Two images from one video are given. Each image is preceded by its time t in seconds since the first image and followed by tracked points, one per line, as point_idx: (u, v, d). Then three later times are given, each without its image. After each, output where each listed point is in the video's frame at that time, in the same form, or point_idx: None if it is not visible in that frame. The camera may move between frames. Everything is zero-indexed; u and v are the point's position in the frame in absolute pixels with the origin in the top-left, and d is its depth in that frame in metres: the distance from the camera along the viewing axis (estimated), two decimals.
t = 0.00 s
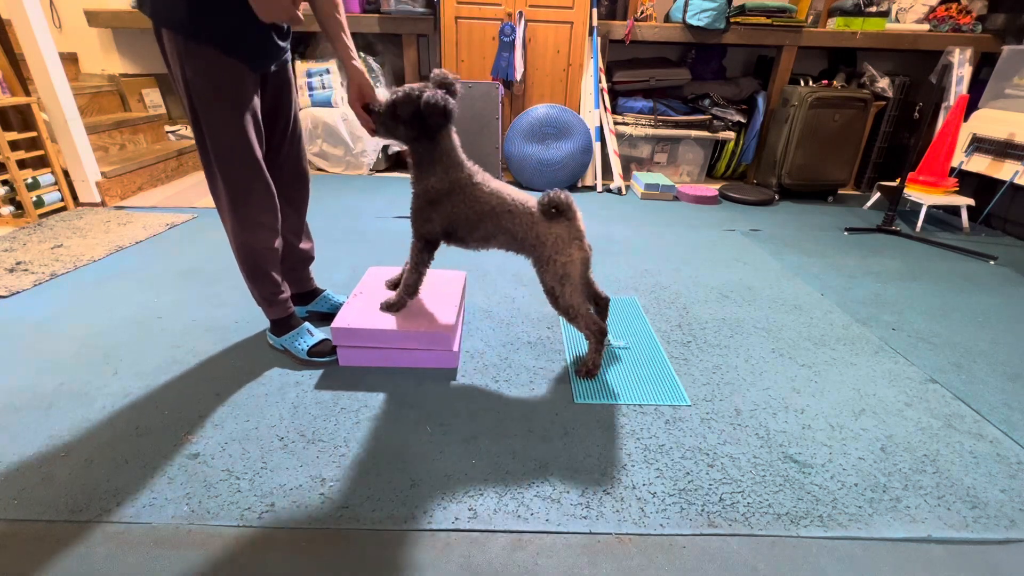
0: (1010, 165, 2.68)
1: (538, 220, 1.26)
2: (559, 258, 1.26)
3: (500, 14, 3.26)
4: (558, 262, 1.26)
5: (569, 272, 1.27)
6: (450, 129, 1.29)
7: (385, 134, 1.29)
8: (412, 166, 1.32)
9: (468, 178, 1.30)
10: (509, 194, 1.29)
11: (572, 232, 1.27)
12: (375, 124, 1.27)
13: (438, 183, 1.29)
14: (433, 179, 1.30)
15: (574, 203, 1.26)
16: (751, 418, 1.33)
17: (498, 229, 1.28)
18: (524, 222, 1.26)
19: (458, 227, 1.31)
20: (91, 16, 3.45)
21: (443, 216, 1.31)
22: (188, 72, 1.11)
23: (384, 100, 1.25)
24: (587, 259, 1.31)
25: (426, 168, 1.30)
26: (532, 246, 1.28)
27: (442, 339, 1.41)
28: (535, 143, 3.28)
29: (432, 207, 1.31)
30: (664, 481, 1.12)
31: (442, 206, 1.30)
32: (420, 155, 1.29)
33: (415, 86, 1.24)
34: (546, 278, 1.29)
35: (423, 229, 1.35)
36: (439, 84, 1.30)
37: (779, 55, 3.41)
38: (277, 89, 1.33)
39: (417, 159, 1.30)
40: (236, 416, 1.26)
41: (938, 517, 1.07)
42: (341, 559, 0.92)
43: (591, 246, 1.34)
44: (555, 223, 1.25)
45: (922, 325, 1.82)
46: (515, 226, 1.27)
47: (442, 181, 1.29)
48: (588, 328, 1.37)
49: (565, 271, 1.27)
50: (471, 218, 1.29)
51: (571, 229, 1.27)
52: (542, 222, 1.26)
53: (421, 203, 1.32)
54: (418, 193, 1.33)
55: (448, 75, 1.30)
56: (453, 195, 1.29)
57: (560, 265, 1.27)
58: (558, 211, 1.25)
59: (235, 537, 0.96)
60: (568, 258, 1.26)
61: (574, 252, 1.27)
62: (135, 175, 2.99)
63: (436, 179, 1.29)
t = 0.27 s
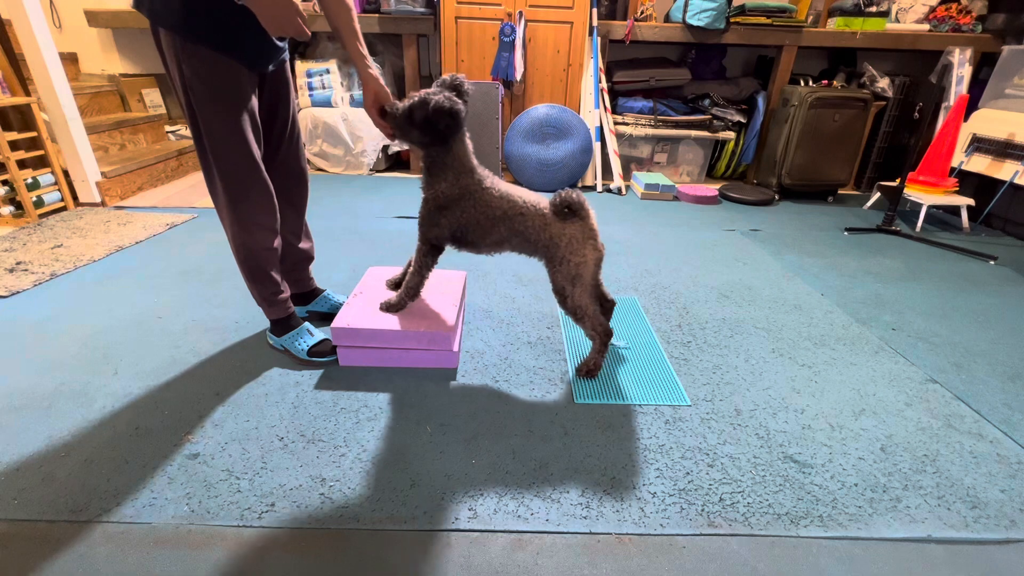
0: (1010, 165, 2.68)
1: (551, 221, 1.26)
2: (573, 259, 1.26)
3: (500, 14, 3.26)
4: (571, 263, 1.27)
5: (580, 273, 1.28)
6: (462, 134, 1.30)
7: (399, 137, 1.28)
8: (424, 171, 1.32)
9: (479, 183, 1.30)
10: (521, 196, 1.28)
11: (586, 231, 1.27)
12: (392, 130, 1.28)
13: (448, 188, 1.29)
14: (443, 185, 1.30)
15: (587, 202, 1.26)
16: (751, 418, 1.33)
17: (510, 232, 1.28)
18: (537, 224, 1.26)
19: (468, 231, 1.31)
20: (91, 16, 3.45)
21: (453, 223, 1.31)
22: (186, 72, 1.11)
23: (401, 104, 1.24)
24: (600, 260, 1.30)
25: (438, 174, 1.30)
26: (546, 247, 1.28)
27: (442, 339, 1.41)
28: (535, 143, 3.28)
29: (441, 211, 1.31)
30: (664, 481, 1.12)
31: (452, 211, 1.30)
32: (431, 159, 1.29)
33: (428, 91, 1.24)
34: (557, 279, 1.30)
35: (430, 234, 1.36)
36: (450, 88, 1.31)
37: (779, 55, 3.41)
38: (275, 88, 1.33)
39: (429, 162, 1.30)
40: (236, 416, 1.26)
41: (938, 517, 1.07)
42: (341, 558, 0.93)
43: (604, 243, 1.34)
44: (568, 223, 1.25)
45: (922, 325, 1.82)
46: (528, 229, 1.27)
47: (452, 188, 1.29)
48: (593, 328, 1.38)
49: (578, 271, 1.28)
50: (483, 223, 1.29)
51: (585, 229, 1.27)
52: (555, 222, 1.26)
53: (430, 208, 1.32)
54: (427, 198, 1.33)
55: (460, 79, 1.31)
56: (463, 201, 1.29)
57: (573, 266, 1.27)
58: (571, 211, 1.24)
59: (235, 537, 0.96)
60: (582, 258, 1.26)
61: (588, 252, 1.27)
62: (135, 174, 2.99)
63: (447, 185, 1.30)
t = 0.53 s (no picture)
0: (1010, 165, 2.68)
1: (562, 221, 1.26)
2: (583, 261, 1.25)
3: (500, 14, 3.26)
4: (581, 264, 1.26)
5: (590, 275, 1.27)
6: (475, 137, 1.30)
7: (411, 138, 1.28)
8: (435, 173, 1.33)
9: (487, 187, 1.30)
10: (531, 199, 1.29)
11: (596, 232, 1.27)
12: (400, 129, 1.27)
13: (457, 192, 1.30)
14: (452, 188, 1.31)
15: (597, 204, 1.26)
16: (751, 418, 1.33)
17: (520, 235, 1.28)
18: (546, 226, 1.26)
19: (477, 234, 1.31)
20: (91, 16, 3.45)
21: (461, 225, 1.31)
22: (185, 73, 1.11)
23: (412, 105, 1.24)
24: (610, 263, 1.30)
25: (448, 177, 1.31)
26: (555, 249, 1.27)
27: (442, 339, 1.40)
28: (535, 143, 3.28)
29: (449, 215, 1.31)
30: (664, 481, 1.12)
31: (460, 215, 1.30)
32: (442, 162, 1.30)
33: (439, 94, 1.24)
34: (566, 280, 1.29)
35: (437, 237, 1.36)
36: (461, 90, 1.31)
37: (779, 55, 3.41)
38: (274, 88, 1.33)
39: (439, 163, 1.31)
40: (236, 416, 1.26)
41: (938, 517, 1.07)
42: (342, 558, 0.93)
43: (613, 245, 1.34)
44: (578, 224, 1.25)
45: (922, 324, 1.82)
46: (537, 231, 1.27)
47: (457, 190, 1.30)
48: (599, 331, 1.37)
49: (588, 273, 1.27)
50: (491, 226, 1.29)
51: (595, 230, 1.27)
52: (565, 224, 1.26)
53: (438, 211, 1.33)
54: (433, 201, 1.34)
55: (471, 81, 1.31)
56: (471, 205, 1.29)
57: (584, 267, 1.26)
58: (582, 212, 1.25)
59: (235, 537, 0.96)
60: (592, 261, 1.26)
61: (598, 254, 1.27)
62: (135, 174, 2.99)
63: (456, 188, 1.30)
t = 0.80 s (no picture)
0: (1010, 165, 2.68)
1: (556, 220, 1.26)
2: (579, 260, 1.25)
3: (500, 14, 3.25)
4: (577, 263, 1.25)
5: (587, 274, 1.26)
6: (462, 134, 1.30)
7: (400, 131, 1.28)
8: (427, 174, 1.32)
9: (482, 186, 1.30)
10: (525, 198, 1.29)
11: (591, 231, 1.27)
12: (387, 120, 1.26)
13: (452, 193, 1.29)
14: (447, 189, 1.30)
15: (591, 203, 1.27)
16: (751, 418, 1.33)
17: (517, 235, 1.29)
18: (541, 225, 1.26)
19: (475, 234, 1.31)
20: (91, 16, 3.45)
21: (458, 226, 1.31)
22: (183, 73, 1.11)
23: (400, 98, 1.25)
24: (606, 261, 1.30)
25: (441, 178, 1.30)
26: (551, 248, 1.27)
27: (441, 339, 1.40)
28: (535, 143, 3.28)
29: (447, 217, 1.31)
30: (664, 481, 1.12)
31: (458, 217, 1.30)
32: (433, 160, 1.29)
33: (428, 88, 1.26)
34: (564, 280, 1.29)
35: (435, 240, 1.36)
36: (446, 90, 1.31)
37: (779, 55, 3.41)
38: (272, 89, 1.33)
39: (431, 166, 1.30)
40: (236, 416, 1.26)
41: (939, 517, 1.07)
42: (341, 558, 0.93)
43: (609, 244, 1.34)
44: (572, 223, 1.26)
45: (922, 325, 1.82)
46: (533, 231, 1.27)
47: (454, 190, 1.29)
48: (598, 331, 1.37)
49: (584, 272, 1.26)
50: (488, 226, 1.29)
51: (590, 229, 1.27)
52: (560, 223, 1.26)
53: (435, 214, 1.33)
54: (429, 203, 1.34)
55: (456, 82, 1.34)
56: (469, 206, 1.29)
57: (579, 266, 1.26)
58: (576, 212, 1.25)
59: (235, 537, 0.96)
60: (587, 259, 1.25)
61: (593, 252, 1.26)
62: (135, 174, 2.98)
63: (451, 189, 1.29)
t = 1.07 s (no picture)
0: (1010, 165, 2.68)
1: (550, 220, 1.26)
2: (573, 260, 1.25)
3: (500, 14, 3.25)
4: (572, 263, 1.25)
5: (581, 274, 1.27)
6: (461, 133, 1.30)
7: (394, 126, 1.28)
8: (421, 171, 1.32)
9: (478, 185, 1.30)
10: (520, 198, 1.29)
11: (585, 231, 1.27)
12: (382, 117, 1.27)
13: (448, 191, 1.29)
14: (443, 187, 1.30)
15: (585, 204, 1.27)
16: (751, 418, 1.32)
17: (511, 236, 1.28)
18: (536, 226, 1.26)
19: (470, 233, 1.31)
20: (91, 16, 3.45)
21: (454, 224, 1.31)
22: (183, 73, 1.11)
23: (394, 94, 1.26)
24: (600, 260, 1.30)
25: (436, 176, 1.30)
26: (545, 248, 1.27)
27: (441, 339, 1.40)
28: (535, 143, 3.28)
29: (443, 216, 1.31)
30: (664, 481, 1.12)
31: (454, 215, 1.30)
32: (427, 157, 1.29)
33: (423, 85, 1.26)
34: (559, 280, 1.28)
35: (432, 238, 1.36)
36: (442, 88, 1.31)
37: (779, 55, 3.41)
38: (272, 89, 1.34)
39: (425, 162, 1.30)
40: (236, 416, 1.26)
41: (938, 517, 1.07)
42: (341, 559, 0.92)
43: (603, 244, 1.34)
44: (566, 224, 1.26)
45: (922, 325, 1.82)
46: (527, 231, 1.27)
47: (451, 189, 1.29)
48: (596, 330, 1.37)
49: (579, 271, 1.26)
50: (483, 226, 1.29)
51: (584, 230, 1.27)
52: (554, 223, 1.26)
53: (431, 212, 1.32)
54: (425, 201, 1.33)
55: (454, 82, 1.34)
56: (464, 205, 1.28)
57: (574, 266, 1.26)
58: (571, 212, 1.25)
59: (235, 537, 0.96)
60: (582, 259, 1.26)
61: (588, 252, 1.26)
62: (135, 174, 2.98)
63: (446, 188, 1.29)
